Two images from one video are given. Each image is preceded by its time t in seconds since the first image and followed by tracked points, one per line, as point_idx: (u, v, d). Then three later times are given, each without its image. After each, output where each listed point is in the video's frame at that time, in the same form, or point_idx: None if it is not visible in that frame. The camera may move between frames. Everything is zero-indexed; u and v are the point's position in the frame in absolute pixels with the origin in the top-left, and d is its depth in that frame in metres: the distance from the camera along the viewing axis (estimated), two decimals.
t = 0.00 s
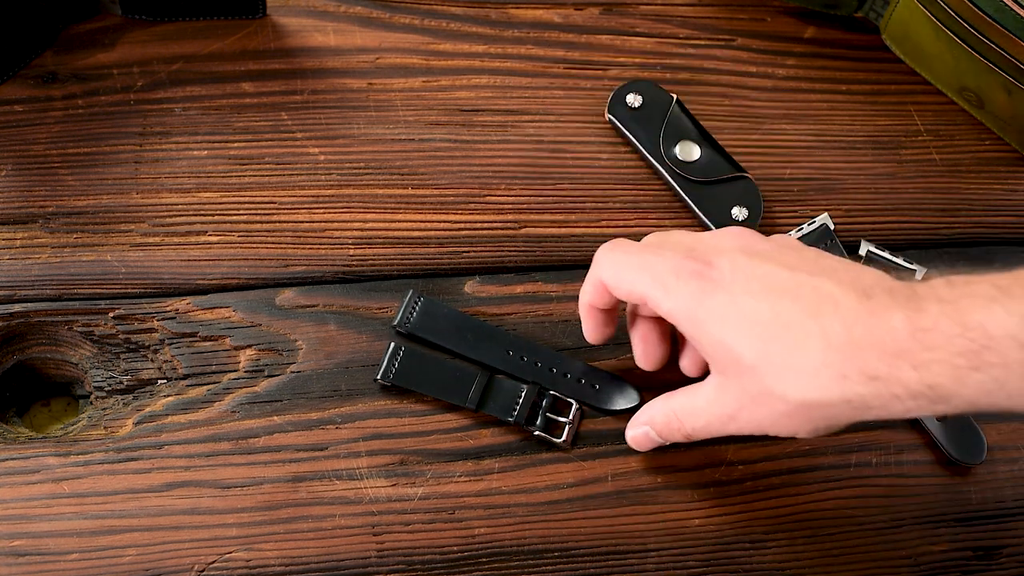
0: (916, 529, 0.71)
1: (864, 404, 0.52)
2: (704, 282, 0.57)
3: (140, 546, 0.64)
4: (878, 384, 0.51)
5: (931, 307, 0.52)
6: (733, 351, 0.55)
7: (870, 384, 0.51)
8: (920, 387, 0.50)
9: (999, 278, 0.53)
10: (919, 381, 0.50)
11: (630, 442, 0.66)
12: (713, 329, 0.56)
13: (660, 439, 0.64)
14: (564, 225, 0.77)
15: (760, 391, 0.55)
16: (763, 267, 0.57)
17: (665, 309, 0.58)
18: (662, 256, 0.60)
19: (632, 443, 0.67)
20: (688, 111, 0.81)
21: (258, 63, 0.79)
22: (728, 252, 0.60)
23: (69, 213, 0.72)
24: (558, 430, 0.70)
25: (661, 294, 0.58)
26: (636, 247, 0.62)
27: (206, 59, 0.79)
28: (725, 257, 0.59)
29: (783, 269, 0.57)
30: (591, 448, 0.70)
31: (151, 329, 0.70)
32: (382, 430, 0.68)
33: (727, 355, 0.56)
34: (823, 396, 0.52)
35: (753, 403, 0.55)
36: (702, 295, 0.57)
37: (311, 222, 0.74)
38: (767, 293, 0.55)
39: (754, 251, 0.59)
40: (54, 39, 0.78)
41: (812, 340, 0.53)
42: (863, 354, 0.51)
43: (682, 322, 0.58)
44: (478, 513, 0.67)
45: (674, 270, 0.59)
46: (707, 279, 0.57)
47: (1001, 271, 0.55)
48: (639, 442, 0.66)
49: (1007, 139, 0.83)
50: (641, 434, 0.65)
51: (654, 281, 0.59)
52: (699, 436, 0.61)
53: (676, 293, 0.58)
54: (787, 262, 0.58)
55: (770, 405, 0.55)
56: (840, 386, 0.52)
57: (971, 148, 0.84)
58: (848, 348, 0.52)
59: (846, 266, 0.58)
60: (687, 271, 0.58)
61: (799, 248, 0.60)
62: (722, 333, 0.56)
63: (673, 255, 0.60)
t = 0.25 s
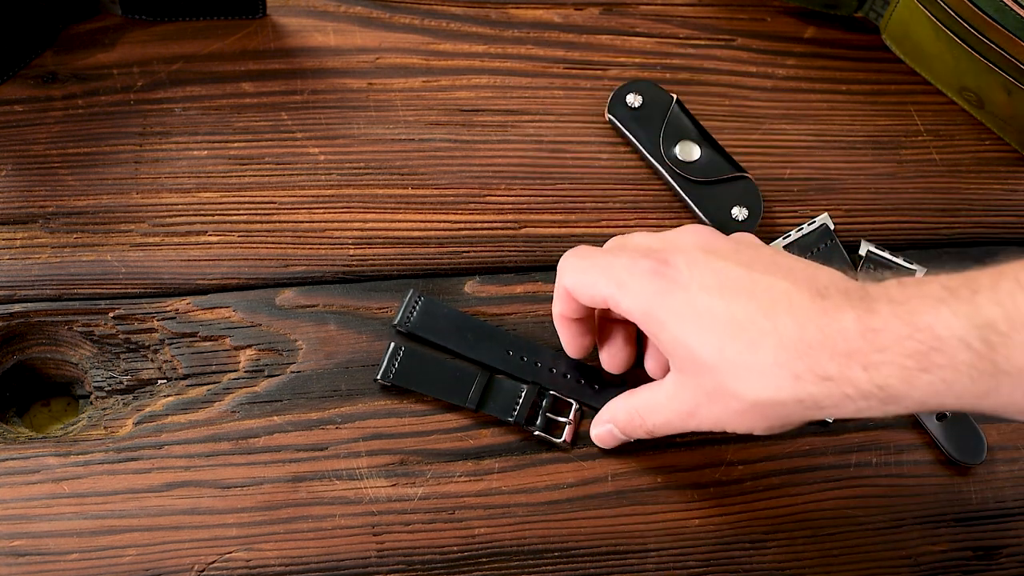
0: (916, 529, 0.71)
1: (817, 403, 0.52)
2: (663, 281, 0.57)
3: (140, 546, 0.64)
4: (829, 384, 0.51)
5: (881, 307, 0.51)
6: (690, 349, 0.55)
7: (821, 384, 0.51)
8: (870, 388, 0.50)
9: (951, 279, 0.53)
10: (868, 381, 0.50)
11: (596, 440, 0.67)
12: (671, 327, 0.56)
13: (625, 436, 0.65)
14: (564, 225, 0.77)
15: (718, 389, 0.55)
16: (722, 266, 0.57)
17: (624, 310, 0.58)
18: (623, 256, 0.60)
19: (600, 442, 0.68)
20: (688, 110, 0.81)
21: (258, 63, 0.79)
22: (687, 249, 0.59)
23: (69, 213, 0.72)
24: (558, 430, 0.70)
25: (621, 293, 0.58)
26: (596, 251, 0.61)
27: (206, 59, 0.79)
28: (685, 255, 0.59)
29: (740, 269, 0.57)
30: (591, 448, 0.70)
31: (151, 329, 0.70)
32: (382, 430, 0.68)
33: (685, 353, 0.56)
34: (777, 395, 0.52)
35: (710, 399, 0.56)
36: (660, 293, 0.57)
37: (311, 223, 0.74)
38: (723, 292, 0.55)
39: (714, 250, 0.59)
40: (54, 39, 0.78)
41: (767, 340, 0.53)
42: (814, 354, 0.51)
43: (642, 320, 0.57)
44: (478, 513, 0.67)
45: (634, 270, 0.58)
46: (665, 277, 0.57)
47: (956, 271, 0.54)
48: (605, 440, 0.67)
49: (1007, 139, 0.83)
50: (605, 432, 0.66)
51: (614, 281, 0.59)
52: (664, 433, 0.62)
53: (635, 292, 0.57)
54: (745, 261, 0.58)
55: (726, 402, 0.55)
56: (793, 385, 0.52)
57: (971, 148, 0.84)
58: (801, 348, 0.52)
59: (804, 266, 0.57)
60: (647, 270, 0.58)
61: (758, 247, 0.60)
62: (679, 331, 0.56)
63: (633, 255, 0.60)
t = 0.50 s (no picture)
0: (916, 529, 0.71)
1: (814, 394, 0.52)
2: (662, 269, 0.57)
3: (140, 546, 0.64)
4: (829, 374, 0.51)
5: (881, 298, 0.52)
6: (688, 338, 0.55)
7: (820, 374, 0.51)
8: (870, 378, 0.51)
9: (948, 271, 0.54)
10: (867, 372, 0.50)
11: (592, 415, 0.66)
12: (670, 315, 0.56)
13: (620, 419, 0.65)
14: (564, 225, 0.77)
15: (716, 379, 0.54)
16: (720, 253, 0.57)
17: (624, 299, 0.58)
18: (622, 245, 0.60)
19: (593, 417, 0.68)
20: (688, 110, 0.80)
21: (258, 63, 0.79)
22: (687, 238, 0.59)
23: (69, 213, 0.72)
24: (558, 429, 0.70)
25: (620, 282, 0.58)
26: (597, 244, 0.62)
27: (206, 59, 0.79)
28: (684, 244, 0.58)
29: (739, 256, 0.56)
30: (591, 448, 0.70)
31: (151, 329, 0.70)
32: (382, 430, 0.68)
33: (683, 341, 0.55)
34: (776, 384, 0.52)
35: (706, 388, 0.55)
36: (659, 281, 0.56)
37: (311, 223, 0.74)
38: (722, 280, 0.55)
39: (712, 238, 0.58)
40: (54, 39, 0.78)
41: (765, 329, 0.53)
42: (814, 344, 0.51)
43: (640, 308, 0.57)
44: (478, 513, 0.67)
45: (634, 259, 0.58)
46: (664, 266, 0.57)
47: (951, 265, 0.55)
48: (600, 417, 0.66)
49: (1007, 139, 0.83)
50: (600, 410, 0.65)
51: (613, 270, 0.58)
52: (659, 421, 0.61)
53: (635, 280, 0.57)
54: (743, 249, 0.57)
55: (723, 391, 0.54)
56: (791, 374, 0.52)
57: (971, 148, 0.84)
58: (800, 337, 0.52)
59: (801, 255, 0.57)
60: (646, 257, 0.58)
61: (756, 235, 0.59)
62: (678, 319, 0.55)
63: (631, 244, 0.59)
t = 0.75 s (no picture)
0: (916, 529, 0.71)
1: (819, 387, 0.52)
2: (675, 260, 0.57)
3: (140, 546, 0.64)
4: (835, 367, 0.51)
5: (889, 293, 0.52)
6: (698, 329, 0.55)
7: (825, 366, 0.51)
8: (874, 372, 0.50)
9: (957, 269, 0.53)
10: (872, 365, 0.50)
11: (602, 420, 0.67)
12: (680, 306, 0.56)
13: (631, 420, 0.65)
14: (564, 225, 0.77)
15: (721, 370, 0.55)
16: (733, 247, 0.57)
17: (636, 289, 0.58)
18: (638, 238, 0.60)
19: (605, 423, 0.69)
20: (688, 110, 0.80)
21: (258, 63, 0.79)
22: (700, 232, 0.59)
23: (69, 213, 0.72)
24: (558, 429, 0.70)
25: (633, 273, 0.59)
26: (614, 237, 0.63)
27: (206, 59, 0.79)
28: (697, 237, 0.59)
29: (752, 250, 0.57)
30: (591, 448, 0.70)
31: (151, 329, 0.70)
32: (382, 430, 0.68)
33: (692, 332, 0.56)
34: (781, 376, 0.52)
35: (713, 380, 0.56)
36: (671, 271, 0.57)
37: (311, 223, 0.74)
38: (734, 272, 0.55)
39: (728, 232, 0.59)
40: (54, 39, 0.78)
41: (773, 321, 0.53)
42: (821, 336, 0.51)
43: (653, 298, 0.58)
44: (478, 513, 0.67)
45: (647, 250, 0.59)
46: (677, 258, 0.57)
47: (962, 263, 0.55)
48: (611, 421, 0.67)
49: (1007, 139, 0.83)
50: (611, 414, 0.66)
51: (628, 261, 0.59)
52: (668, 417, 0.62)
53: (648, 271, 0.58)
54: (757, 243, 0.57)
55: (729, 382, 0.55)
56: (797, 366, 0.52)
57: (971, 148, 0.84)
58: (807, 329, 0.52)
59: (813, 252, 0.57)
60: (659, 249, 0.58)
61: (770, 232, 0.60)
62: (688, 310, 0.56)
63: (648, 236, 0.60)
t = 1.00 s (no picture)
0: (916, 529, 0.71)
1: (794, 361, 0.51)
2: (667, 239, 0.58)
3: (140, 546, 0.64)
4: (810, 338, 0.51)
5: (871, 272, 0.51)
6: (683, 304, 0.56)
7: (801, 338, 0.51)
8: (848, 344, 0.50)
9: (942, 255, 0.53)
10: (847, 337, 0.50)
11: (596, 418, 0.67)
12: (668, 283, 0.57)
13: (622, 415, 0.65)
14: (564, 225, 0.77)
15: (703, 346, 0.55)
16: (725, 228, 0.58)
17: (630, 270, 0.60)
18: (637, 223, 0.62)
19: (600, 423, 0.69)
20: (688, 110, 0.80)
21: (258, 63, 0.79)
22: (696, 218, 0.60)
23: (69, 213, 0.72)
24: (558, 429, 0.70)
25: (628, 253, 0.60)
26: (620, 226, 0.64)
27: (206, 59, 0.79)
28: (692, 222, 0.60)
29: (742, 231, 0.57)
30: (591, 448, 0.70)
31: (151, 329, 0.70)
32: (382, 430, 0.68)
33: (678, 310, 0.56)
34: (758, 349, 0.52)
35: (694, 356, 0.56)
36: (661, 248, 0.58)
37: (311, 223, 0.74)
38: (722, 250, 0.56)
39: (723, 216, 0.59)
40: (54, 39, 0.78)
41: (753, 294, 0.53)
42: (799, 309, 0.51)
43: (645, 277, 0.59)
44: (478, 513, 0.67)
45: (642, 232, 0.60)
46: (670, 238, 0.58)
47: (947, 252, 0.54)
48: (604, 421, 0.67)
49: (1007, 139, 0.83)
50: (604, 412, 0.66)
51: (626, 244, 0.61)
52: (656, 404, 0.62)
53: (642, 251, 0.59)
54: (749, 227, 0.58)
55: (709, 356, 0.54)
56: (773, 338, 0.52)
57: (971, 148, 0.84)
58: (786, 302, 0.52)
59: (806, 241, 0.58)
60: (654, 229, 0.59)
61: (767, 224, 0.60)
62: (675, 286, 0.56)
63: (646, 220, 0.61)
